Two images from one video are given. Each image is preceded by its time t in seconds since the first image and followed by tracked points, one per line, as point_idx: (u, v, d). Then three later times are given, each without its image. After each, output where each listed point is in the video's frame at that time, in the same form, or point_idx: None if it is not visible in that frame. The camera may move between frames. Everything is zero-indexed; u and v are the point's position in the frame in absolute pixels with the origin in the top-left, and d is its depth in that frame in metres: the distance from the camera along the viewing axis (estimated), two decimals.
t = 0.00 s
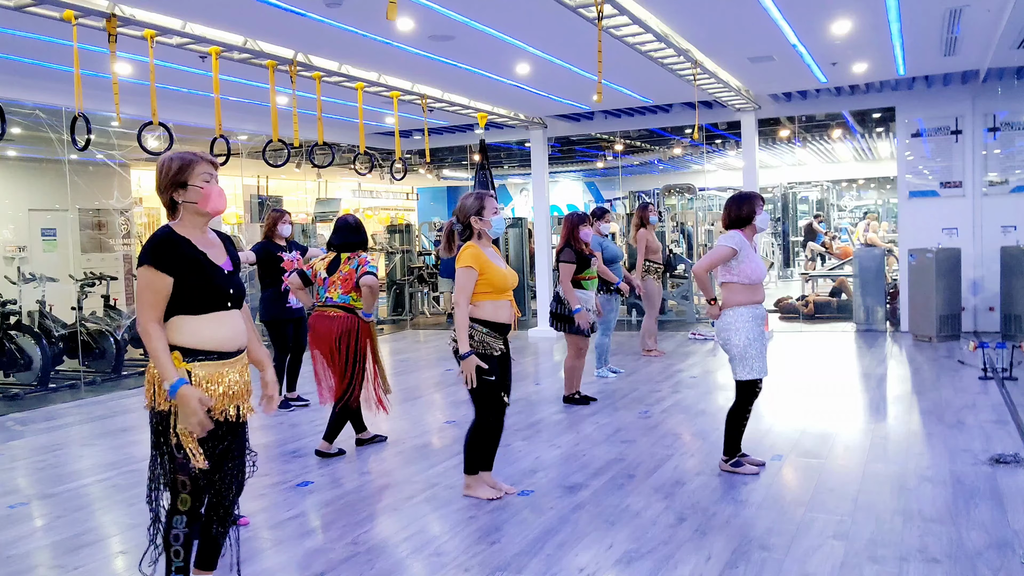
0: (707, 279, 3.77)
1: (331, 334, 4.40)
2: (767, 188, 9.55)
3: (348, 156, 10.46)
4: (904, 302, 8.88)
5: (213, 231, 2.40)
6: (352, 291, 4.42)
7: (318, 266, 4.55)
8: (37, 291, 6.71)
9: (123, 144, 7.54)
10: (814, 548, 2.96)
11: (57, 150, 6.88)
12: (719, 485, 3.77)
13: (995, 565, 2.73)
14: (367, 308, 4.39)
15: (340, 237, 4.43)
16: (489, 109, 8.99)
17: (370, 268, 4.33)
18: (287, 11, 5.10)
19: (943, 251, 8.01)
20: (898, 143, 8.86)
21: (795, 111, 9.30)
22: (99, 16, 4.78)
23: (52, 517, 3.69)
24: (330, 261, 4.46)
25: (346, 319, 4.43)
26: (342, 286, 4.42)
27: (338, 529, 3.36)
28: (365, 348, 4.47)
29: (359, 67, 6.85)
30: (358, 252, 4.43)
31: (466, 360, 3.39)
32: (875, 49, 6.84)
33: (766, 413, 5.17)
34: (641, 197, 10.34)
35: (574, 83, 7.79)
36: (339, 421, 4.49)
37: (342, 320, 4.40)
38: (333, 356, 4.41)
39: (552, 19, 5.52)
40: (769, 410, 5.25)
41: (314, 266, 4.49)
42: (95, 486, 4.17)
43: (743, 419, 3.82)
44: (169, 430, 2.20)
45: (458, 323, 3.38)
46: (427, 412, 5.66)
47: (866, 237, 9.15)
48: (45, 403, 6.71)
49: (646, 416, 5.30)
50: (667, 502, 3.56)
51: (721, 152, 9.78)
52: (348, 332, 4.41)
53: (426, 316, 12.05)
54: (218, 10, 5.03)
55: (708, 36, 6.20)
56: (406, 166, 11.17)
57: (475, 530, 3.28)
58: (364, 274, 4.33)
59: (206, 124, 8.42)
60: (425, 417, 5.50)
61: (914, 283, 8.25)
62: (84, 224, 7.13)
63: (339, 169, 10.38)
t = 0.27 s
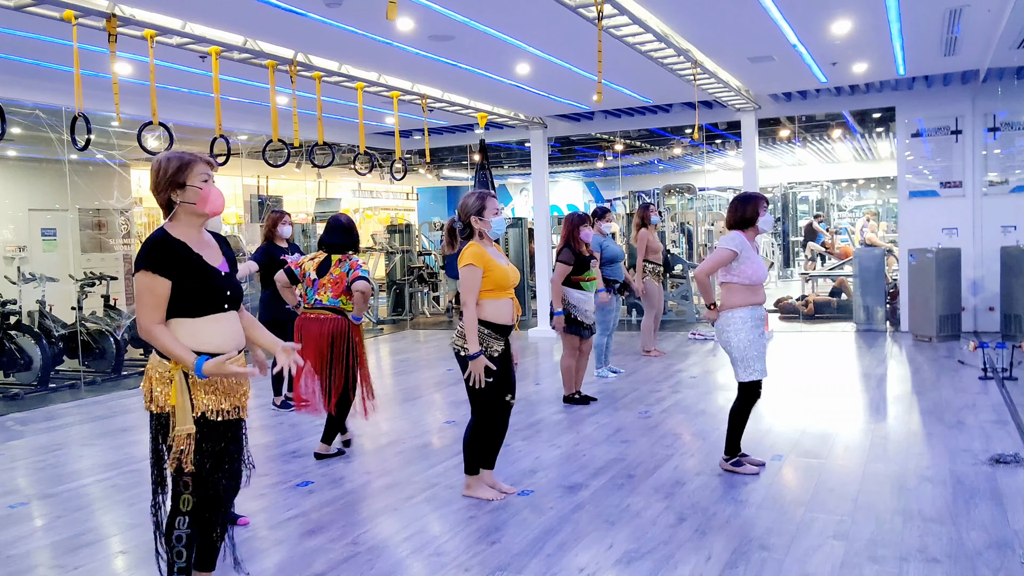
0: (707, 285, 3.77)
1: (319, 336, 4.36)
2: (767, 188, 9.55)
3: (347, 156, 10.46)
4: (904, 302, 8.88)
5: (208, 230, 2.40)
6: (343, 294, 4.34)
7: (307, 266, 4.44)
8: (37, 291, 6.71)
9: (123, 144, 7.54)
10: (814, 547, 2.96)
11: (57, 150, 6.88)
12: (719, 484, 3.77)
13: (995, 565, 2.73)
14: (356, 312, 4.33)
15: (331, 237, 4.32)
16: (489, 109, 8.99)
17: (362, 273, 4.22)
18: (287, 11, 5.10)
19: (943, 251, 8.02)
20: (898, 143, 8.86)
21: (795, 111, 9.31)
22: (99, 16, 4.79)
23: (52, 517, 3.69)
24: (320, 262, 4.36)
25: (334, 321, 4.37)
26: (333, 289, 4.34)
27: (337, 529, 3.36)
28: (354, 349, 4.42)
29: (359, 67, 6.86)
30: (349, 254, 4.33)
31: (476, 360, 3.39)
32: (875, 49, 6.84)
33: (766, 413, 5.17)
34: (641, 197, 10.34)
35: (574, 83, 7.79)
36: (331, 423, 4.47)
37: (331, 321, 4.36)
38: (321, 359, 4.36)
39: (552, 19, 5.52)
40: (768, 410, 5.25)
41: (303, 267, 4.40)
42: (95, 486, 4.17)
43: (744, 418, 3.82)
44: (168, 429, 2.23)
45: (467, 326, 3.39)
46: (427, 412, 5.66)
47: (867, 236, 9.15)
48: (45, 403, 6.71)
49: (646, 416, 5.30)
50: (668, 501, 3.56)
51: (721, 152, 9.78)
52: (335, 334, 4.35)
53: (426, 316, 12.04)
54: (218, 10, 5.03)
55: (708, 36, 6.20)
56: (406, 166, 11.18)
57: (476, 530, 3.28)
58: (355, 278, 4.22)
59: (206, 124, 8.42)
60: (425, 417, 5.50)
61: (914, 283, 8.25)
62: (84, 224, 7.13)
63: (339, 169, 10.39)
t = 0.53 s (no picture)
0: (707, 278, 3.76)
1: (311, 339, 4.27)
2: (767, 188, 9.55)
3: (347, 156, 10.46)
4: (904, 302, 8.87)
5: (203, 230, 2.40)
6: (332, 296, 4.26)
7: (295, 266, 4.33)
8: (37, 291, 6.71)
9: (123, 144, 7.54)
10: (814, 548, 2.96)
11: (57, 150, 6.88)
12: (719, 485, 3.77)
13: (995, 565, 2.73)
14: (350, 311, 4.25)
15: (317, 236, 4.20)
16: (489, 109, 8.99)
17: (349, 275, 4.16)
18: (287, 11, 5.10)
19: (943, 251, 8.01)
20: (899, 143, 8.86)
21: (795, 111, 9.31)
22: (99, 16, 4.79)
23: (52, 517, 3.69)
24: (307, 263, 4.25)
25: (323, 322, 4.28)
26: (322, 291, 4.26)
27: (337, 529, 3.36)
28: (348, 349, 4.34)
29: (359, 67, 6.86)
30: (336, 254, 4.23)
31: (487, 364, 3.38)
32: (876, 49, 6.84)
33: (766, 413, 5.17)
34: (641, 197, 10.34)
35: (574, 83, 7.79)
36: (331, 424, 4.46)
37: (323, 323, 4.27)
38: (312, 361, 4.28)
39: (552, 19, 5.52)
40: (769, 410, 5.25)
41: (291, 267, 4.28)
42: (95, 486, 4.17)
43: (743, 419, 3.82)
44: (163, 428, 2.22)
45: (475, 328, 3.38)
46: (427, 412, 5.66)
47: (866, 236, 9.15)
48: (45, 403, 6.71)
49: (646, 416, 5.30)
50: (667, 501, 3.56)
51: (721, 152, 9.79)
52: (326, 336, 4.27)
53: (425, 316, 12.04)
54: (218, 10, 5.03)
55: (708, 36, 6.20)
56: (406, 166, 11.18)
57: (475, 530, 3.28)
58: (344, 281, 4.16)
59: (206, 124, 8.42)
60: (425, 417, 5.50)
61: (914, 283, 8.25)
62: (84, 224, 7.13)
63: (339, 169, 10.39)
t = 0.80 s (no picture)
0: (709, 271, 3.76)
1: (299, 340, 4.26)
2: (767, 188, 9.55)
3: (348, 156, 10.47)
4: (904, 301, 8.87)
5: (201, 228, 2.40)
6: (316, 296, 4.25)
7: (278, 267, 4.33)
8: (37, 291, 6.71)
9: (123, 144, 7.54)
10: (814, 548, 2.96)
11: (57, 150, 6.88)
12: (719, 485, 3.77)
13: (995, 565, 2.73)
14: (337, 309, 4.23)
15: (301, 237, 4.22)
16: (489, 109, 8.99)
17: (326, 277, 4.13)
18: (287, 11, 5.10)
19: (943, 251, 8.02)
20: (898, 143, 8.86)
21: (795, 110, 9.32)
22: (99, 16, 4.79)
23: (52, 517, 3.69)
24: (290, 264, 4.25)
25: (308, 322, 4.27)
26: (306, 291, 4.24)
27: (337, 530, 3.36)
28: (335, 347, 4.33)
29: (359, 67, 6.86)
30: (319, 254, 4.22)
31: (486, 366, 3.40)
32: (876, 48, 6.84)
33: (766, 413, 5.17)
34: (641, 197, 10.34)
35: (574, 83, 7.79)
36: (326, 423, 4.48)
37: (309, 322, 4.26)
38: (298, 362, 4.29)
39: (552, 19, 5.52)
40: (768, 410, 5.25)
41: (274, 268, 4.29)
42: (95, 486, 4.17)
43: (743, 419, 3.82)
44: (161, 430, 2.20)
45: (474, 329, 3.38)
46: (427, 412, 5.66)
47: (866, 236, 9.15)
48: (45, 403, 6.72)
49: (646, 416, 5.30)
50: (667, 502, 3.56)
51: (721, 152, 9.79)
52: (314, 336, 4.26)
53: (425, 316, 12.04)
54: (218, 10, 5.03)
55: (708, 35, 6.20)
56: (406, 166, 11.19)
57: (475, 530, 3.28)
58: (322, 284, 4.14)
59: (206, 124, 8.42)
60: (425, 417, 5.50)
61: (914, 283, 8.24)
62: (84, 224, 7.13)
63: (339, 169, 10.39)
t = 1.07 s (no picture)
0: (707, 272, 3.76)
1: (285, 341, 4.25)
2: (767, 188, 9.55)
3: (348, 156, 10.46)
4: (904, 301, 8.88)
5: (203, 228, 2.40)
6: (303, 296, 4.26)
7: (262, 268, 4.29)
8: (37, 291, 6.71)
9: (122, 144, 7.54)
10: (814, 548, 2.96)
11: (57, 150, 6.88)
12: (719, 484, 3.77)
13: (995, 565, 2.73)
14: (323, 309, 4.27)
15: (286, 236, 4.27)
16: (489, 109, 8.99)
17: (316, 275, 4.17)
18: (287, 11, 5.10)
19: (943, 251, 8.01)
20: (899, 143, 8.86)
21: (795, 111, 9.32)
22: (99, 16, 4.79)
23: (52, 517, 3.69)
24: (276, 265, 4.24)
25: (295, 323, 4.27)
26: (294, 291, 4.25)
27: (337, 530, 3.36)
28: (322, 350, 4.34)
29: (359, 67, 6.85)
30: (305, 253, 4.26)
31: (481, 368, 3.39)
32: (876, 48, 6.84)
33: (766, 413, 5.17)
34: (641, 197, 10.33)
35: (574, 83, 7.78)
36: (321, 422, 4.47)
37: (296, 323, 4.26)
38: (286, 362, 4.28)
39: (552, 19, 5.52)
40: (769, 410, 5.25)
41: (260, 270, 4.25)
42: (95, 486, 4.17)
43: (743, 419, 3.82)
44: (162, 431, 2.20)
45: (474, 329, 3.38)
46: (427, 412, 5.66)
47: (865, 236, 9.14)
48: (45, 403, 6.72)
49: (646, 416, 5.30)
50: (667, 502, 3.56)
51: (721, 152, 9.79)
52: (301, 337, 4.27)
53: (426, 316, 12.04)
54: (218, 10, 5.03)
55: (708, 35, 6.20)
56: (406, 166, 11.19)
57: (475, 530, 3.28)
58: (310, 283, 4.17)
59: (206, 124, 8.42)
60: (425, 417, 5.50)
61: (914, 283, 8.24)
62: (84, 224, 7.13)
63: (339, 169, 10.39)
